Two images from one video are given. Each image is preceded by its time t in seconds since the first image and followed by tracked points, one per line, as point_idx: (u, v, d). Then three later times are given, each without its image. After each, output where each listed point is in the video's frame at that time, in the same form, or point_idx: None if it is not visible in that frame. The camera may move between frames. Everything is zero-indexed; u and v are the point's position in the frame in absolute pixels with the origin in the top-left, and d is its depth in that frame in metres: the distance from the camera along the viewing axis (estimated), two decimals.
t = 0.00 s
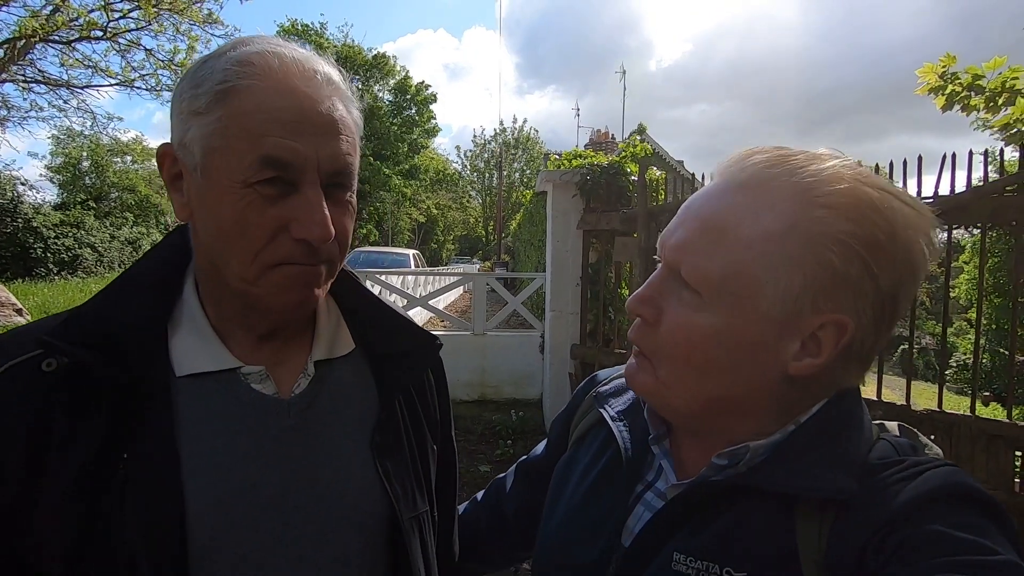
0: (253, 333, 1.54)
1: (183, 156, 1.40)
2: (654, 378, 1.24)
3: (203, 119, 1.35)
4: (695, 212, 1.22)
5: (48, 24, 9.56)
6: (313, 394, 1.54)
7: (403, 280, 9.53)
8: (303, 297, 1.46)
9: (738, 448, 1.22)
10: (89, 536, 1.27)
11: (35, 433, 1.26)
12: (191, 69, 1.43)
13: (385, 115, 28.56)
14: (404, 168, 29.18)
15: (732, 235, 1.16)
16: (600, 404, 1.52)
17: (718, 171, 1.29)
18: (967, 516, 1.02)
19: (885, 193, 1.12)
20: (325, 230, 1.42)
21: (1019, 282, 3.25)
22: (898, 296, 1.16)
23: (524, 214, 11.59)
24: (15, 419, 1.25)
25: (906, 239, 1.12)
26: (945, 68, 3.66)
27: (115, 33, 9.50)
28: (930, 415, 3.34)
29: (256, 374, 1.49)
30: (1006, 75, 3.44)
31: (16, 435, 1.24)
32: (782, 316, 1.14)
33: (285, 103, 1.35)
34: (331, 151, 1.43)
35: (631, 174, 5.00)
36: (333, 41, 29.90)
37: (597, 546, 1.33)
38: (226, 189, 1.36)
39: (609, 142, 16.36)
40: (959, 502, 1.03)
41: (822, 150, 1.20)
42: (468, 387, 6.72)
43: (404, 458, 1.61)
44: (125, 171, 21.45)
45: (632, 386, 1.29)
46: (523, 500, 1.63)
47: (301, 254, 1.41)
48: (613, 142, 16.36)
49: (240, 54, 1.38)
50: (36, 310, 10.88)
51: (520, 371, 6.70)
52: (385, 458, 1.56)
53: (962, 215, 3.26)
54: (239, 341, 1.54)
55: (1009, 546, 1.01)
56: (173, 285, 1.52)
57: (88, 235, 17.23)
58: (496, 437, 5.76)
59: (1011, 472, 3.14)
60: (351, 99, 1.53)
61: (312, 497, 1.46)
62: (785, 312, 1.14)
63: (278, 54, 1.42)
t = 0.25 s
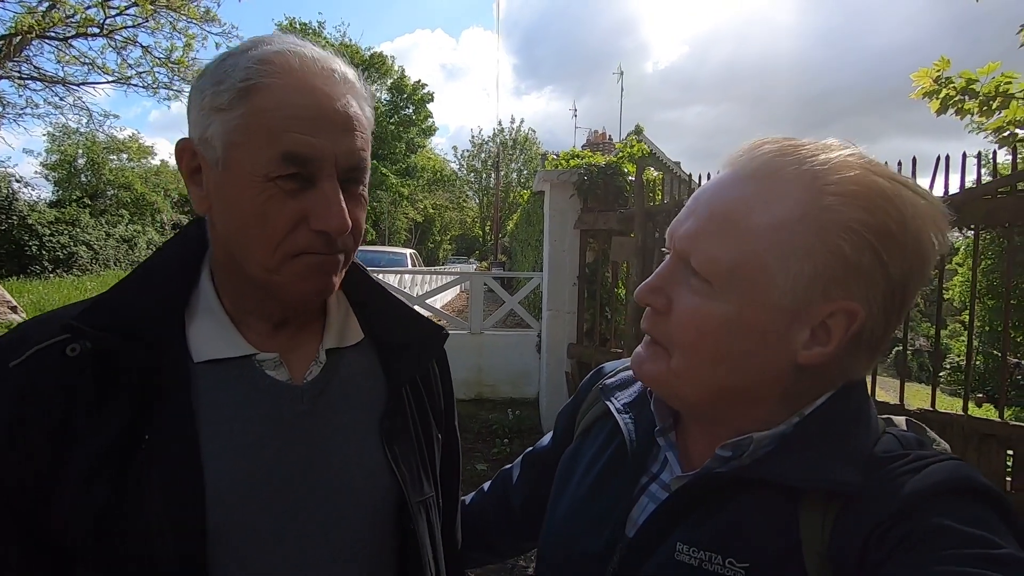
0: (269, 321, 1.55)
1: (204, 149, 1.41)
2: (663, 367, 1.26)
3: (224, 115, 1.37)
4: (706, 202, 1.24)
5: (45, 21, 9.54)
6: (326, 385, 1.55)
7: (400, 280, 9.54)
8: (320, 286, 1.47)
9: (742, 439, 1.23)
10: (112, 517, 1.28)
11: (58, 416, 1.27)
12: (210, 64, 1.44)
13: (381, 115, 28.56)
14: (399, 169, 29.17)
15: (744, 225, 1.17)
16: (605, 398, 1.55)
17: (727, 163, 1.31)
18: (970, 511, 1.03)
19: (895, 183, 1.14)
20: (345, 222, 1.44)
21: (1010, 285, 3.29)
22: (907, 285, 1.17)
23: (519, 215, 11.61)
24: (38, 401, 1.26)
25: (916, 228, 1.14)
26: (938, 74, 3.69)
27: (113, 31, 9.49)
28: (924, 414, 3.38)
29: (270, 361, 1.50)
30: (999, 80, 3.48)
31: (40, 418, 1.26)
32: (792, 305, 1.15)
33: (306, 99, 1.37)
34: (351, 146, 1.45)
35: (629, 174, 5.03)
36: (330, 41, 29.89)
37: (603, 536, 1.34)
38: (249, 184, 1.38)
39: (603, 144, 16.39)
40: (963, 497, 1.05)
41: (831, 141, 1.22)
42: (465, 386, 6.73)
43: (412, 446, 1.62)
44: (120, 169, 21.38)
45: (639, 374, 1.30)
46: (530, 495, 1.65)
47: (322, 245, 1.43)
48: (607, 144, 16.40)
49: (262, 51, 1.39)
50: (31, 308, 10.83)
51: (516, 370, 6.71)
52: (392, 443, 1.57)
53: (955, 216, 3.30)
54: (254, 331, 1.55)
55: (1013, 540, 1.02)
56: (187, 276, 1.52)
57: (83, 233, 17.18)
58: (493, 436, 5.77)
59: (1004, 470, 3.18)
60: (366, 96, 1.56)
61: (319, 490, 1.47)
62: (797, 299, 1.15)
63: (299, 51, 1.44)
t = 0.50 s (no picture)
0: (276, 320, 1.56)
1: (225, 154, 1.40)
2: (664, 368, 1.26)
3: (253, 123, 1.37)
4: (703, 204, 1.24)
5: (40, 21, 9.50)
6: (330, 387, 1.55)
7: (396, 282, 9.53)
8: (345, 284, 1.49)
9: (742, 441, 1.23)
10: (118, 517, 1.26)
11: (63, 415, 1.26)
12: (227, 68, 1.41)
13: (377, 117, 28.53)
14: (395, 170, 29.15)
15: (741, 226, 1.18)
16: (606, 400, 1.55)
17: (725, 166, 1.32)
18: (969, 512, 1.04)
19: (892, 184, 1.15)
20: (370, 225, 1.46)
21: (1005, 288, 3.31)
22: (904, 285, 1.18)
23: (515, 217, 11.61)
24: (42, 400, 1.25)
25: (911, 227, 1.14)
26: (933, 79, 3.71)
27: (108, 30, 9.46)
28: (919, 417, 3.39)
29: (275, 359, 1.50)
30: (994, 86, 3.50)
31: (45, 417, 1.25)
32: (789, 305, 1.15)
33: (334, 108, 1.38)
34: (371, 151, 1.47)
35: (626, 176, 5.04)
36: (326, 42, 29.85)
37: (606, 536, 1.34)
38: (277, 190, 1.39)
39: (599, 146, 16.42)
40: (962, 498, 1.05)
41: (829, 142, 1.23)
42: (462, 387, 6.73)
43: (414, 445, 1.63)
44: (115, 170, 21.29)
45: (641, 375, 1.30)
46: (530, 498, 1.65)
47: (349, 246, 1.45)
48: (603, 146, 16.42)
49: (288, 60, 1.39)
50: (24, 308, 10.77)
51: (513, 372, 6.71)
52: (395, 440, 1.58)
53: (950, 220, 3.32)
54: (260, 330, 1.55)
55: (1012, 541, 1.03)
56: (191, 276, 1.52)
57: (77, 234, 17.10)
58: (490, 438, 5.77)
59: (998, 472, 3.20)
60: (380, 101, 1.57)
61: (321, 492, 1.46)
62: (794, 299, 1.15)
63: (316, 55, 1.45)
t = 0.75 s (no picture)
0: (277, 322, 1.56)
1: (231, 162, 1.40)
2: (662, 372, 1.26)
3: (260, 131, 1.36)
4: (699, 206, 1.24)
5: (37, 20, 9.48)
6: (332, 389, 1.54)
7: (394, 282, 9.52)
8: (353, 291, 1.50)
9: (739, 443, 1.23)
10: (113, 521, 1.25)
11: (59, 418, 1.26)
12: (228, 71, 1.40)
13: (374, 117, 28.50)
14: (393, 170, 29.13)
15: (736, 228, 1.18)
16: (603, 404, 1.54)
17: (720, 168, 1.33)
18: (966, 514, 1.04)
19: (886, 187, 1.15)
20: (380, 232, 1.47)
21: (1001, 292, 3.32)
22: (900, 286, 1.18)
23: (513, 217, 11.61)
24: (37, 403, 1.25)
25: (905, 229, 1.15)
26: (931, 84, 3.73)
27: (106, 28, 9.43)
28: (916, 419, 3.40)
29: (275, 363, 1.49)
30: (991, 91, 3.51)
31: (41, 419, 1.24)
32: (785, 307, 1.15)
33: (343, 115, 1.38)
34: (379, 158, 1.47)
35: (624, 178, 5.04)
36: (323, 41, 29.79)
37: (604, 540, 1.34)
38: (287, 198, 1.38)
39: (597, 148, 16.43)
40: (959, 499, 1.05)
41: (824, 145, 1.23)
42: (459, 388, 6.73)
43: (416, 451, 1.62)
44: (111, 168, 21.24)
45: (638, 379, 1.30)
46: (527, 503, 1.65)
47: (359, 253, 1.46)
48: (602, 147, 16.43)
49: (294, 66, 1.38)
50: (19, 307, 10.75)
51: (510, 373, 6.71)
52: (398, 447, 1.56)
53: (946, 224, 3.33)
54: (261, 334, 1.54)
55: (1008, 542, 1.02)
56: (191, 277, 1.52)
57: (73, 232, 17.05)
58: (487, 439, 5.76)
59: (994, 475, 3.21)
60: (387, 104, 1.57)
61: (320, 494, 1.46)
62: (790, 302, 1.15)
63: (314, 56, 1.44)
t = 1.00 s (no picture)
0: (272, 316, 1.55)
1: (215, 164, 1.38)
2: (660, 375, 1.25)
3: (240, 131, 1.34)
4: (691, 206, 1.24)
5: (34, 17, 9.44)
6: (327, 383, 1.53)
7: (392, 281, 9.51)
8: (344, 291, 1.49)
9: (733, 442, 1.23)
10: (104, 522, 1.25)
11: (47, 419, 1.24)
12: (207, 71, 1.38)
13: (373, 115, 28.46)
14: (391, 169, 29.09)
15: (730, 228, 1.17)
16: (598, 404, 1.53)
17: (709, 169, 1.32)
18: (959, 512, 1.04)
19: (876, 185, 1.16)
20: (371, 228, 1.45)
21: (998, 293, 3.33)
22: (891, 282, 1.19)
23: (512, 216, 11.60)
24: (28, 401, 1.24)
25: (893, 225, 1.16)
26: (928, 85, 3.73)
27: (103, 25, 9.39)
28: (913, 420, 3.41)
29: (270, 358, 1.49)
30: (989, 93, 3.52)
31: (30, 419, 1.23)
32: (782, 306, 1.15)
33: (326, 111, 1.35)
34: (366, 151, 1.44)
35: (622, 178, 5.04)
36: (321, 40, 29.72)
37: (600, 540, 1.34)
38: (275, 199, 1.37)
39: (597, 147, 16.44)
40: (951, 498, 1.06)
41: (811, 144, 1.24)
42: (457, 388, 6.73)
43: (416, 451, 1.62)
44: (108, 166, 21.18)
45: (635, 381, 1.29)
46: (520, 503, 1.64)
47: (353, 251, 1.45)
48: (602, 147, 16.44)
49: (270, 61, 1.35)
50: (15, 305, 10.71)
51: (508, 373, 6.71)
52: (397, 442, 1.57)
53: (944, 225, 3.33)
54: (257, 331, 1.54)
55: (1001, 540, 1.03)
56: (180, 274, 1.51)
57: (70, 230, 17.00)
58: (484, 438, 5.76)
59: (991, 477, 3.22)
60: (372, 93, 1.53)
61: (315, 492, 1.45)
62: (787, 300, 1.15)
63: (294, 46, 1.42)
